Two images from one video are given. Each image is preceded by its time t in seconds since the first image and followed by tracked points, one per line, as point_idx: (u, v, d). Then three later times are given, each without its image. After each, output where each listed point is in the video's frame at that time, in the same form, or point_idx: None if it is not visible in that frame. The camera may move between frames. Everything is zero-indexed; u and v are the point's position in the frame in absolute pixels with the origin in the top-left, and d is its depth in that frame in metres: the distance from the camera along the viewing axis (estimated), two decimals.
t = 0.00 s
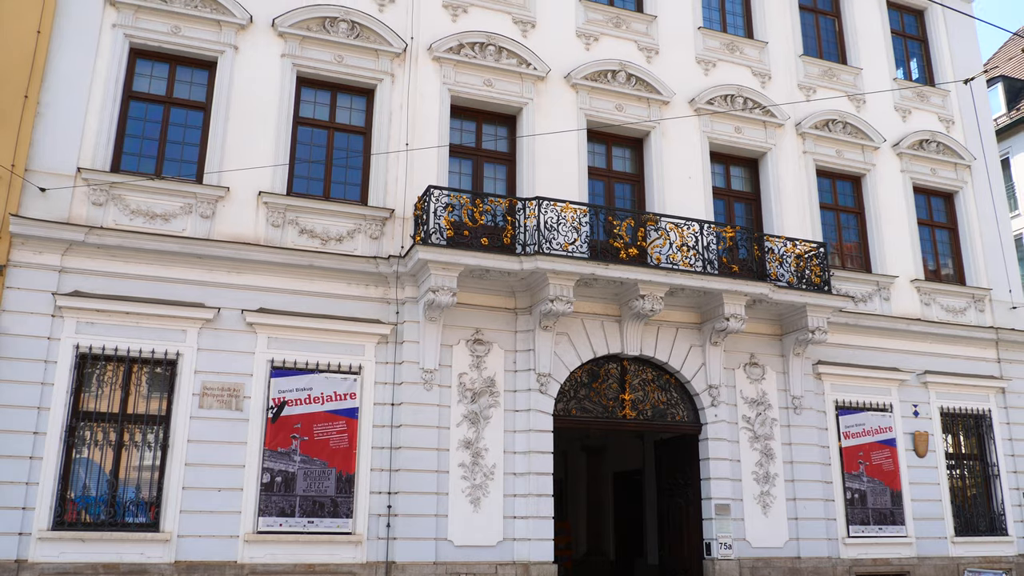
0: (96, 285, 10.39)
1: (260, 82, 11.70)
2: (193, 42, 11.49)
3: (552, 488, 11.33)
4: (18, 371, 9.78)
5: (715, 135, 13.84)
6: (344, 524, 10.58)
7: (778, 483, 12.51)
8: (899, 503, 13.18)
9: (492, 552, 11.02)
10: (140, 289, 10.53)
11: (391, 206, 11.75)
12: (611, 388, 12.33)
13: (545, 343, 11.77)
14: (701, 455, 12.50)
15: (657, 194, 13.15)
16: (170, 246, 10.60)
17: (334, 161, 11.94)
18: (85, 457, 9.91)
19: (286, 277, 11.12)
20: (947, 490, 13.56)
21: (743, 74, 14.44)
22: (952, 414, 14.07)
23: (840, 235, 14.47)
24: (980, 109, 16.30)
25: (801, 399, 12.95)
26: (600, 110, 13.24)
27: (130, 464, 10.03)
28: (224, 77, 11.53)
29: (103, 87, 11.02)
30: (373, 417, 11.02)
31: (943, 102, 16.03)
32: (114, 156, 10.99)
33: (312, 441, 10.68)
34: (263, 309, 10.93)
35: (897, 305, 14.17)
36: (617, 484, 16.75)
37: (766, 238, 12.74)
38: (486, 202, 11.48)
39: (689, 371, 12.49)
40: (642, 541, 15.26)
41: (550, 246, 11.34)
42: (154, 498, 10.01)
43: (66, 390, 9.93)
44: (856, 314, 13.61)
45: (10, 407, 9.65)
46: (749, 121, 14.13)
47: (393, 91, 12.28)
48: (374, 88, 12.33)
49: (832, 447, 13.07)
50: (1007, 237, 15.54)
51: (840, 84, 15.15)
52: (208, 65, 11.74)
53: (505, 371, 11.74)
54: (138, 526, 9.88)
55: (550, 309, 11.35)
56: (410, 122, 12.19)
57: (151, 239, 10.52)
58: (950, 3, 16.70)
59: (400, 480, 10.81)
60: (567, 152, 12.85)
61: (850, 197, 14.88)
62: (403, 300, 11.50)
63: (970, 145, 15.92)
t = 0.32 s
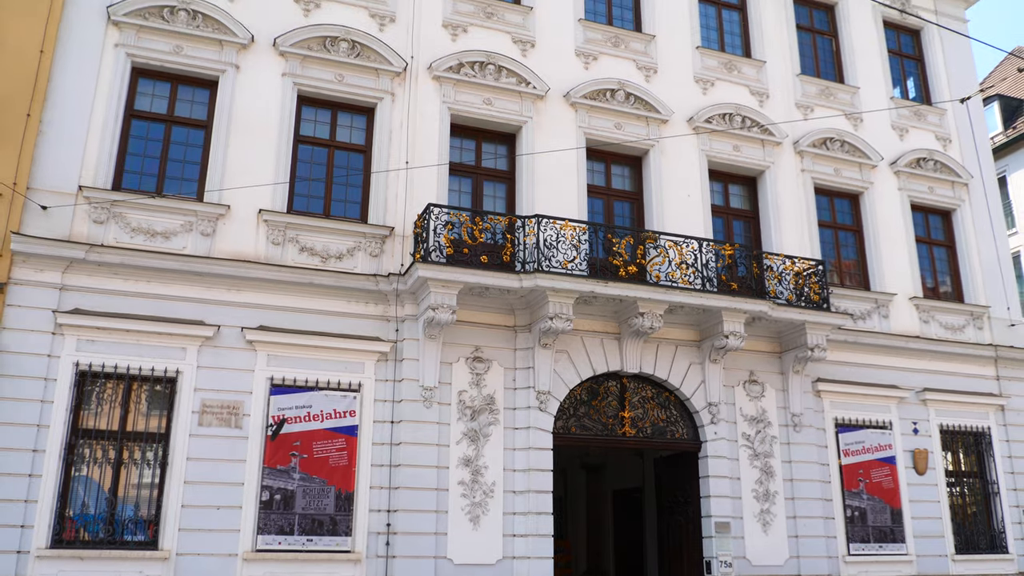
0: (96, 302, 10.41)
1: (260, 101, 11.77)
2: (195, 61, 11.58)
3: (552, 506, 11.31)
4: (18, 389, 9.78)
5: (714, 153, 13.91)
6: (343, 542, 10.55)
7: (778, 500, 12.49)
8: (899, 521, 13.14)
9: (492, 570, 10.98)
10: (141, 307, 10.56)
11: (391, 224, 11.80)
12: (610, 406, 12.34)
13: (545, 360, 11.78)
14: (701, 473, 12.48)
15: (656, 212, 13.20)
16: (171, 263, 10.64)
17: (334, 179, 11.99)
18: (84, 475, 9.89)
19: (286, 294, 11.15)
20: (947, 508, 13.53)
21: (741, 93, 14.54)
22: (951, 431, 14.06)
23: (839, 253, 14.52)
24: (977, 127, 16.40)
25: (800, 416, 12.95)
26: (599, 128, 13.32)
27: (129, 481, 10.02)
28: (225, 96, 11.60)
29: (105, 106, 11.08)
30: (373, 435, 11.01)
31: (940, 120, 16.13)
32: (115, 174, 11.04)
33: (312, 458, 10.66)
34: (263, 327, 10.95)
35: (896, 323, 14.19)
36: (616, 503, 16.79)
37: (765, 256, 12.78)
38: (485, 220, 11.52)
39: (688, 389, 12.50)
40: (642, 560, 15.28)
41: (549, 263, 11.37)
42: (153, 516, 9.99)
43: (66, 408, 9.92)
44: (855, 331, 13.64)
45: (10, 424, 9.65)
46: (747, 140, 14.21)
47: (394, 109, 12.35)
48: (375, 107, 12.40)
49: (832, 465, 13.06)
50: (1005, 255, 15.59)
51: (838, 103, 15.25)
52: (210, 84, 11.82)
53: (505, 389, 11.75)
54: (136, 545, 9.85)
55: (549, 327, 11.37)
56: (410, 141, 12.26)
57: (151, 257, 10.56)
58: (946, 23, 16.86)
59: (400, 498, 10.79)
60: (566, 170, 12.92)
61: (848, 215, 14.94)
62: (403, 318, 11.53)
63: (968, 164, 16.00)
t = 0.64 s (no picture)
0: (95, 320, 10.40)
1: (260, 120, 11.81)
2: (196, 81, 11.63)
3: (552, 525, 11.25)
4: (17, 407, 9.74)
5: (713, 171, 13.95)
6: (342, 562, 10.47)
7: (779, 519, 12.42)
8: (901, 540, 13.06)
9: None
10: (140, 325, 10.55)
11: (391, 242, 11.81)
12: (610, 424, 12.30)
13: (545, 379, 11.75)
14: (701, 492, 12.43)
15: (656, 230, 13.21)
16: (171, 281, 10.63)
17: (334, 198, 12.01)
18: (82, 494, 9.83)
19: (286, 313, 11.14)
20: (949, 527, 13.45)
21: (740, 111, 14.61)
22: (953, 450, 14.02)
23: (838, 271, 14.53)
24: (975, 145, 16.46)
25: (801, 434, 12.91)
26: (599, 146, 13.36)
27: (127, 500, 9.97)
28: (226, 114, 11.64)
29: (106, 125, 11.12)
30: (372, 454, 10.97)
31: (938, 138, 16.19)
32: (115, 193, 11.06)
33: (311, 477, 10.61)
34: (262, 345, 10.94)
35: (896, 340, 14.18)
36: (617, 522, 16.66)
37: (764, 274, 12.78)
38: (485, 238, 11.53)
39: (689, 407, 12.47)
40: None
41: (549, 281, 11.37)
42: (151, 535, 9.93)
43: (64, 426, 9.88)
44: (855, 349, 13.63)
45: (8, 443, 9.59)
46: (746, 158, 14.25)
47: (394, 128, 12.39)
48: (375, 125, 12.44)
49: (833, 483, 13.00)
50: (1004, 273, 15.60)
51: (836, 121, 15.31)
52: (210, 103, 11.87)
53: (505, 407, 11.71)
54: (134, 564, 9.78)
55: (549, 345, 11.35)
56: (410, 159, 12.30)
57: (151, 276, 10.56)
58: (942, 42, 17.00)
59: (399, 517, 10.72)
60: (566, 188, 12.95)
61: (847, 233, 14.97)
62: (403, 336, 11.52)
63: (967, 182, 16.03)
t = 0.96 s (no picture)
0: (94, 338, 10.39)
1: (261, 138, 11.84)
2: (197, 98, 11.67)
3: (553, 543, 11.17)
4: (15, 425, 9.69)
5: (713, 189, 13.97)
6: None
7: (781, 538, 12.34)
8: (904, 558, 12.96)
9: None
10: (139, 342, 10.53)
11: (391, 260, 11.80)
12: (611, 442, 12.25)
13: (545, 397, 11.72)
14: (703, 510, 12.35)
15: (656, 247, 13.21)
16: (171, 299, 10.62)
17: (335, 216, 12.02)
18: (79, 512, 9.77)
19: (285, 330, 11.13)
20: (952, 545, 13.36)
21: (739, 128, 14.65)
22: (955, 467, 13.95)
23: (839, 288, 14.52)
24: (974, 162, 16.49)
25: (803, 452, 12.86)
26: (599, 164, 13.38)
27: (125, 519, 9.91)
28: (226, 132, 11.67)
29: (107, 142, 11.15)
30: (371, 472, 10.91)
31: (938, 155, 16.22)
32: (116, 210, 11.06)
33: (310, 496, 10.55)
34: (262, 363, 10.91)
35: (897, 357, 14.15)
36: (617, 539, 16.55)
37: (765, 291, 12.77)
38: (485, 255, 11.52)
39: (690, 425, 12.42)
40: None
41: (549, 298, 11.36)
42: (149, 554, 9.87)
43: (62, 444, 9.83)
44: (856, 366, 13.60)
45: (5, 461, 9.53)
46: (746, 175, 14.28)
47: (394, 145, 12.42)
48: (375, 143, 12.48)
49: (835, 501, 12.93)
50: (1005, 290, 15.59)
51: (836, 138, 15.35)
52: (211, 121, 11.90)
53: (505, 425, 11.67)
54: None
55: (549, 362, 11.33)
56: (411, 177, 12.32)
57: (151, 293, 10.55)
58: (941, 60, 17.08)
59: (398, 536, 10.65)
60: (566, 205, 12.97)
61: (848, 250, 14.97)
62: (403, 353, 11.49)
63: (966, 199, 16.05)
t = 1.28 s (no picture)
0: (93, 354, 10.35)
1: (262, 154, 11.84)
2: (198, 115, 11.68)
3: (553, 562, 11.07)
4: (13, 442, 9.62)
5: (713, 205, 13.95)
6: None
7: (784, 556, 12.24)
8: None
9: None
10: (139, 359, 10.49)
11: (391, 276, 11.77)
12: (612, 459, 12.17)
13: (546, 414, 11.66)
14: (705, 528, 12.26)
15: (657, 263, 13.19)
16: (170, 315, 10.59)
17: (335, 232, 11.99)
18: (77, 530, 9.69)
19: (285, 347, 11.09)
20: (957, 563, 13.23)
21: (740, 144, 14.66)
22: (959, 485, 13.85)
23: (840, 304, 14.48)
24: (975, 179, 16.48)
25: (805, 469, 12.78)
26: (599, 180, 13.38)
27: (123, 537, 9.81)
28: (227, 149, 11.68)
29: (108, 159, 11.15)
30: (371, 489, 10.83)
31: (938, 171, 16.22)
32: (116, 227, 11.04)
33: (309, 514, 10.47)
34: (261, 380, 10.86)
35: (899, 374, 14.09)
36: (619, 557, 16.43)
37: (766, 307, 12.73)
38: (485, 272, 11.49)
39: (692, 442, 12.34)
40: None
41: (550, 315, 11.32)
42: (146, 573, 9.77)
43: (60, 461, 9.76)
44: (858, 383, 13.54)
45: (2, 478, 9.45)
46: (746, 192, 14.27)
47: (395, 161, 12.42)
48: (376, 159, 12.47)
49: (839, 519, 12.82)
50: (1007, 306, 15.53)
51: (836, 154, 15.35)
52: (212, 137, 11.90)
53: (506, 442, 11.60)
54: None
55: (550, 379, 11.28)
56: (411, 193, 12.31)
57: (151, 309, 10.51)
58: (941, 77, 17.12)
59: (398, 554, 10.55)
60: (566, 221, 12.95)
61: (849, 266, 14.94)
62: (403, 370, 11.44)
63: (968, 215, 16.03)
